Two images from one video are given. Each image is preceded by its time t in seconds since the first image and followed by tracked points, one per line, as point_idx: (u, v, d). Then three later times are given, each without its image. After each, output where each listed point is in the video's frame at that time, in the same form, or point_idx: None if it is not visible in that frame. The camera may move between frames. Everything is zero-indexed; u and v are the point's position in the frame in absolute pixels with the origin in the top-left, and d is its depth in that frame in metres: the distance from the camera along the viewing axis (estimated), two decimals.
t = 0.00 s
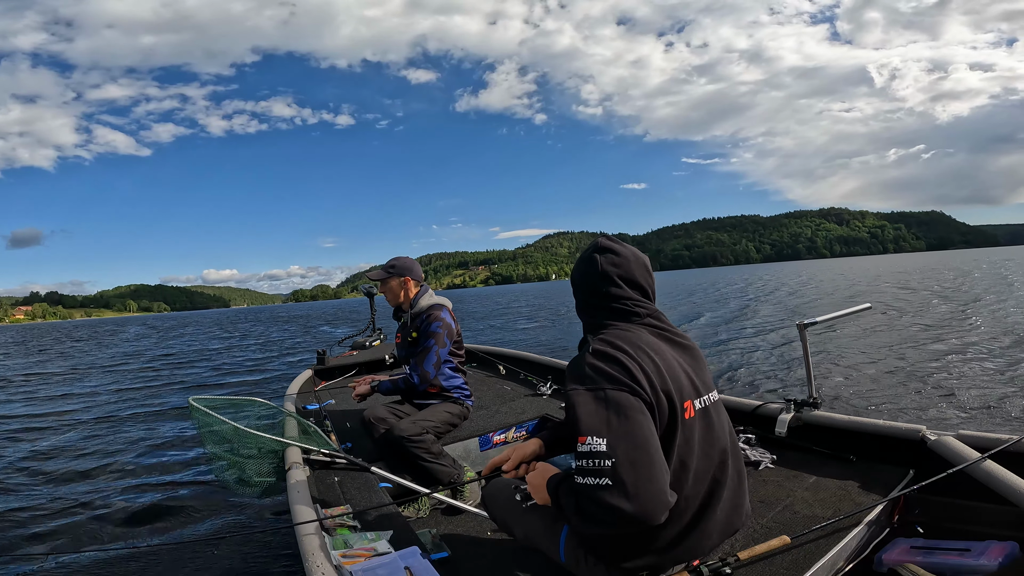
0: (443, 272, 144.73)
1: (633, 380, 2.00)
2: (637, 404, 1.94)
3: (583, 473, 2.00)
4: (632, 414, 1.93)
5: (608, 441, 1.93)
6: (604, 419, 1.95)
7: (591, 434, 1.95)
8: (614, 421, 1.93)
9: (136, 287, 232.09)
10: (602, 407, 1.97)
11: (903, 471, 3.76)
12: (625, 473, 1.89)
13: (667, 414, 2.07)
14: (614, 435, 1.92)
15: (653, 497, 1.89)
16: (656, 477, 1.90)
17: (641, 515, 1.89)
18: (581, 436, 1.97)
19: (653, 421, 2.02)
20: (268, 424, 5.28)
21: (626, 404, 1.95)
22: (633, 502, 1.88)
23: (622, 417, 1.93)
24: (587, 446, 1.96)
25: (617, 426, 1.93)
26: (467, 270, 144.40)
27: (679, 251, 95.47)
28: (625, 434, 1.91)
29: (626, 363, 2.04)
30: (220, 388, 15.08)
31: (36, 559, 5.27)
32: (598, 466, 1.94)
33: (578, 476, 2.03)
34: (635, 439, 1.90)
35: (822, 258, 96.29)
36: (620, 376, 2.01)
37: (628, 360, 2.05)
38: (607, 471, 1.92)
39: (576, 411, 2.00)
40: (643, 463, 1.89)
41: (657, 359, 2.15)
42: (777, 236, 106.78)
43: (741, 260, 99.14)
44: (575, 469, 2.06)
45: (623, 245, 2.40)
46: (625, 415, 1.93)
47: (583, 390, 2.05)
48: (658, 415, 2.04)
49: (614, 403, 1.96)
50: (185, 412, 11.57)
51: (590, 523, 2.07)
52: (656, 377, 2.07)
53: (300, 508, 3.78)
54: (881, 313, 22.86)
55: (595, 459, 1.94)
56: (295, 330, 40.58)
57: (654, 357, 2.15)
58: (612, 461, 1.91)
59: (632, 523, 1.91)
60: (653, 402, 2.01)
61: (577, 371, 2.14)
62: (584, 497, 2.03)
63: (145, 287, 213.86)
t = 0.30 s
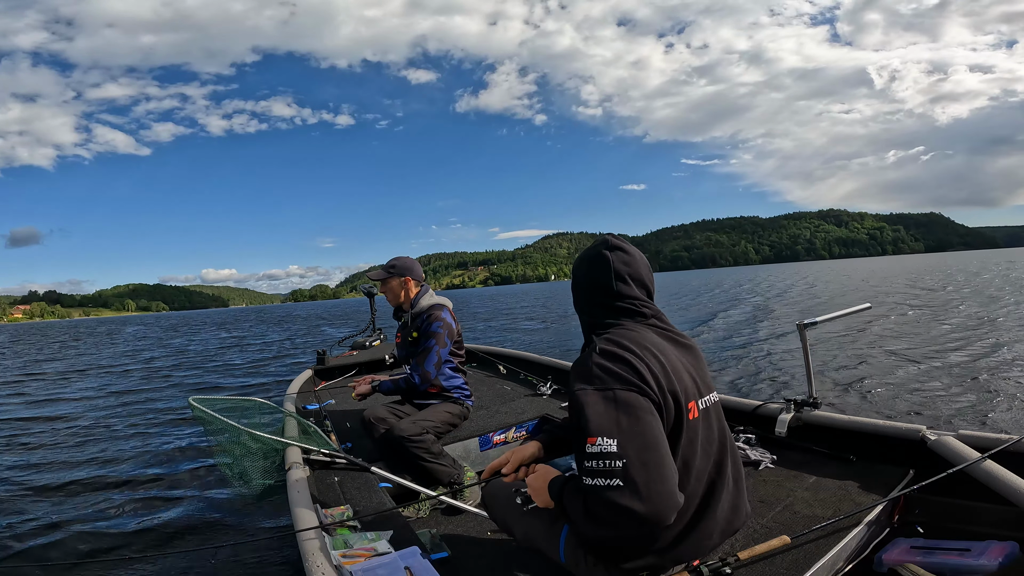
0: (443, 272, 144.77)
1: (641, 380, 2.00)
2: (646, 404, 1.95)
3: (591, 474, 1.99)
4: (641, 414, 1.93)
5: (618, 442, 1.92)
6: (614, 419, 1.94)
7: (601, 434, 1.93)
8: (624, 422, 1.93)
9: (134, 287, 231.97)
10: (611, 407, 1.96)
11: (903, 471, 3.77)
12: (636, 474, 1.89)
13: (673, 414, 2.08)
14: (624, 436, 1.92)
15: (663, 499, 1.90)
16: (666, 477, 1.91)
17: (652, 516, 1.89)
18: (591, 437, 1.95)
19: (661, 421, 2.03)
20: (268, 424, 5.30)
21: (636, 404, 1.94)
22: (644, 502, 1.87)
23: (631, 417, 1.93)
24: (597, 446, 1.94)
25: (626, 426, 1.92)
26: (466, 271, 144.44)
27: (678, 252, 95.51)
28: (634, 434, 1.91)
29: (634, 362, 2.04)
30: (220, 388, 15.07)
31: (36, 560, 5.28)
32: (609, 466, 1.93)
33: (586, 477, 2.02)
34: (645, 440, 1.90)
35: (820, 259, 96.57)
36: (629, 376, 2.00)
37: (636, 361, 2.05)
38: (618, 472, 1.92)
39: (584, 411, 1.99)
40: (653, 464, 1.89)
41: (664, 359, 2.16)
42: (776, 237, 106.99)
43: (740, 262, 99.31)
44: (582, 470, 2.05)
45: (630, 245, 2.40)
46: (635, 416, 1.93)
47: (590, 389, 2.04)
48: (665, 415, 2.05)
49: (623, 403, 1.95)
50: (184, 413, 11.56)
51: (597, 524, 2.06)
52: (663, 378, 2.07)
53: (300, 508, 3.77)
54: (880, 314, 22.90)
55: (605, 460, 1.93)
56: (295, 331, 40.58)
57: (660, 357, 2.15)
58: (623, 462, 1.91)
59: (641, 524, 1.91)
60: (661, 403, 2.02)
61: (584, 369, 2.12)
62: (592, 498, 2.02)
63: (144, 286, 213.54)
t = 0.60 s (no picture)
0: (442, 272, 144.84)
1: (653, 380, 2.01)
2: (659, 403, 1.95)
3: (602, 473, 1.97)
4: (656, 413, 1.93)
5: (632, 440, 1.91)
6: (629, 418, 1.94)
7: (616, 433, 1.92)
8: (639, 421, 1.92)
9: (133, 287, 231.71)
10: (625, 406, 1.95)
11: (903, 470, 3.77)
12: (651, 472, 1.89)
13: (682, 413, 2.10)
14: (638, 434, 1.91)
15: (675, 497, 1.91)
16: (679, 476, 1.93)
17: (664, 514, 1.90)
18: (605, 435, 1.94)
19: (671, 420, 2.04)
20: (268, 424, 5.30)
21: (649, 403, 1.94)
22: (659, 500, 1.88)
23: (645, 416, 1.93)
24: (610, 445, 1.93)
25: (640, 425, 1.92)
26: (465, 271, 144.41)
27: (677, 252, 95.53)
28: (649, 433, 1.91)
29: (646, 362, 2.04)
30: (220, 389, 15.06)
31: (36, 562, 5.28)
32: (623, 466, 1.92)
33: (596, 476, 2.01)
34: (659, 438, 1.91)
35: (819, 259, 96.63)
36: (641, 375, 2.00)
37: (648, 360, 2.05)
38: (632, 471, 1.91)
39: (597, 409, 1.97)
40: (667, 462, 1.90)
41: (672, 359, 2.17)
42: (775, 237, 107.06)
43: (739, 262, 99.33)
44: (591, 469, 2.03)
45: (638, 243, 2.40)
46: (649, 415, 1.93)
47: (603, 387, 2.03)
48: (675, 414, 2.06)
49: (637, 402, 1.95)
50: (185, 413, 11.59)
51: (605, 523, 2.05)
52: (672, 377, 2.09)
53: (300, 508, 3.77)
54: (880, 313, 22.92)
55: (618, 459, 1.92)
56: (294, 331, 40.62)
57: (669, 357, 2.16)
58: (638, 461, 1.90)
59: (653, 523, 1.92)
60: (671, 402, 2.03)
61: (593, 367, 2.10)
62: (602, 497, 2.01)
63: (143, 286, 214.05)
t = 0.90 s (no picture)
0: (442, 272, 144.90)
1: (668, 381, 2.01)
2: (673, 404, 1.95)
3: (612, 472, 1.97)
4: (670, 415, 1.93)
5: (645, 440, 1.91)
6: (642, 418, 1.93)
7: (629, 433, 1.92)
8: (652, 422, 1.92)
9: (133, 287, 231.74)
10: (639, 406, 1.95)
11: (903, 470, 3.77)
12: (661, 473, 1.89)
13: (693, 414, 2.10)
14: (651, 435, 1.91)
15: (684, 498, 1.91)
16: (688, 477, 1.93)
17: (673, 516, 1.90)
18: (617, 434, 1.93)
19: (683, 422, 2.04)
20: (269, 424, 5.31)
21: (663, 403, 1.94)
22: (667, 501, 1.88)
23: (659, 416, 1.93)
24: (623, 445, 1.92)
25: (654, 426, 1.91)
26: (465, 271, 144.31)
27: (677, 251, 95.49)
28: (661, 434, 1.91)
29: (661, 362, 2.03)
30: (220, 389, 15.05)
31: (36, 561, 5.28)
32: (634, 466, 1.91)
33: (605, 475, 2.00)
34: (671, 440, 1.91)
35: (819, 258, 96.60)
36: (657, 375, 2.00)
37: (663, 360, 2.05)
38: (643, 471, 1.90)
39: (612, 408, 1.96)
40: (678, 463, 1.90)
41: (685, 360, 2.17)
42: (775, 236, 106.99)
43: (739, 261, 99.32)
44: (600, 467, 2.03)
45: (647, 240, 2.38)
46: (663, 416, 1.93)
47: (617, 386, 2.01)
48: (686, 415, 2.07)
49: (652, 402, 1.95)
50: (185, 413, 11.61)
51: (612, 521, 2.04)
52: (686, 378, 2.10)
53: (300, 508, 3.77)
54: (881, 312, 22.89)
55: (630, 459, 1.91)
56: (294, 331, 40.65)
57: (682, 358, 2.17)
58: (648, 461, 1.90)
59: (660, 523, 1.91)
60: (684, 403, 2.04)
61: (609, 365, 2.09)
62: (609, 496, 2.00)
63: (143, 287, 214.06)
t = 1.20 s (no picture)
0: (442, 272, 144.92)
1: (673, 385, 2.00)
2: (675, 409, 1.95)
3: (609, 472, 1.97)
4: (670, 421, 1.92)
5: (642, 444, 1.91)
6: (641, 421, 1.93)
7: (626, 434, 1.92)
8: (650, 426, 1.92)
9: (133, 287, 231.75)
10: (640, 409, 1.95)
11: (903, 471, 3.77)
12: (654, 478, 1.89)
13: (696, 418, 2.09)
14: (649, 439, 1.91)
15: (678, 503, 1.91)
16: (683, 483, 1.93)
17: (666, 519, 1.90)
18: (615, 436, 1.94)
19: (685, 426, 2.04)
20: (269, 425, 5.32)
21: (664, 407, 1.94)
22: (659, 505, 1.88)
23: (658, 421, 1.92)
24: (619, 446, 1.93)
25: (653, 430, 1.91)
26: (465, 271, 144.25)
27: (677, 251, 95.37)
28: (658, 439, 1.91)
29: (667, 365, 2.03)
30: (220, 389, 15.02)
31: (36, 560, 5.29)
32: (628, 468, 1.92)
33: (602, 474, 2.01)
34: (669, 445, 1.90)
35: (819, 257, 96.59)
36: (662, 379, 1.99)
37: (671, 363, 2.04)
38: (638, 473, 1.91)
39: (613, 409, 1.96)
40: (674, 468, 1.90)
41: (692, 363, 2.17)
42: (775, 236, 106.99)
43: (739, 260, 99.19)
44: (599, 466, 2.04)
45: (657, 240, 2.38)
46: (662, 421, 1.92)
47: (621, 386, 2.01)
48: (690, 419, 2.06)
49: (653, 406, 1.94)
50: (186, 413, 11.62)
51: (607, 520, 2.05)
52: (693, 382, 2.09)
53: (300, 509, 3.77)
54: (882, 312, 22.85)
55: (626, 461, 1.92)
56: (295, 331, 40.71)
57: (690, 361, 2.16)
58: (643, 464, 1.90)
59: (653, 526, 1.92)
60: (688, 407, 2.03)
61: (615, 365, 2.08)
62: (606, 495, 2.01)
63: (143, 287, 214.49)
